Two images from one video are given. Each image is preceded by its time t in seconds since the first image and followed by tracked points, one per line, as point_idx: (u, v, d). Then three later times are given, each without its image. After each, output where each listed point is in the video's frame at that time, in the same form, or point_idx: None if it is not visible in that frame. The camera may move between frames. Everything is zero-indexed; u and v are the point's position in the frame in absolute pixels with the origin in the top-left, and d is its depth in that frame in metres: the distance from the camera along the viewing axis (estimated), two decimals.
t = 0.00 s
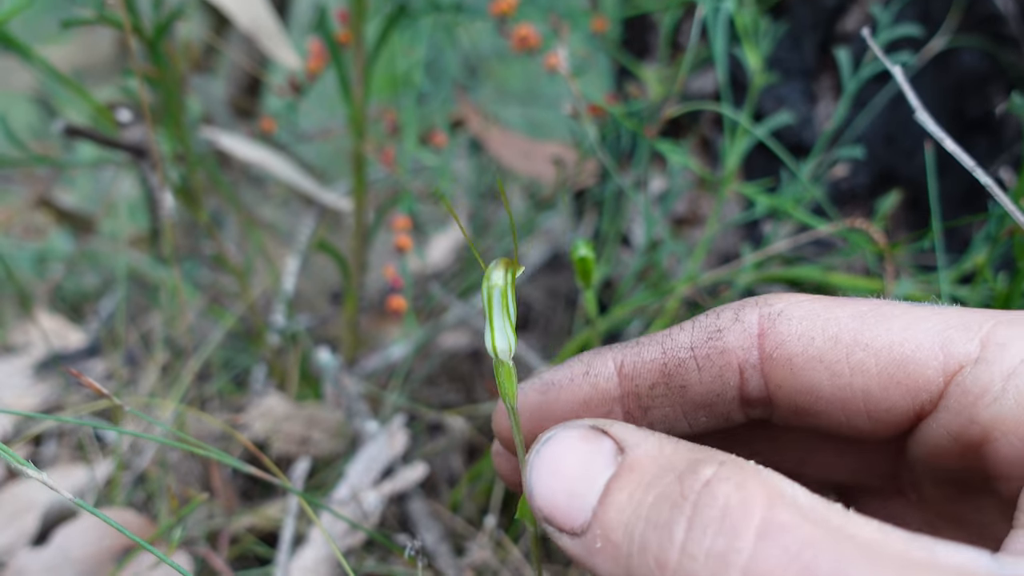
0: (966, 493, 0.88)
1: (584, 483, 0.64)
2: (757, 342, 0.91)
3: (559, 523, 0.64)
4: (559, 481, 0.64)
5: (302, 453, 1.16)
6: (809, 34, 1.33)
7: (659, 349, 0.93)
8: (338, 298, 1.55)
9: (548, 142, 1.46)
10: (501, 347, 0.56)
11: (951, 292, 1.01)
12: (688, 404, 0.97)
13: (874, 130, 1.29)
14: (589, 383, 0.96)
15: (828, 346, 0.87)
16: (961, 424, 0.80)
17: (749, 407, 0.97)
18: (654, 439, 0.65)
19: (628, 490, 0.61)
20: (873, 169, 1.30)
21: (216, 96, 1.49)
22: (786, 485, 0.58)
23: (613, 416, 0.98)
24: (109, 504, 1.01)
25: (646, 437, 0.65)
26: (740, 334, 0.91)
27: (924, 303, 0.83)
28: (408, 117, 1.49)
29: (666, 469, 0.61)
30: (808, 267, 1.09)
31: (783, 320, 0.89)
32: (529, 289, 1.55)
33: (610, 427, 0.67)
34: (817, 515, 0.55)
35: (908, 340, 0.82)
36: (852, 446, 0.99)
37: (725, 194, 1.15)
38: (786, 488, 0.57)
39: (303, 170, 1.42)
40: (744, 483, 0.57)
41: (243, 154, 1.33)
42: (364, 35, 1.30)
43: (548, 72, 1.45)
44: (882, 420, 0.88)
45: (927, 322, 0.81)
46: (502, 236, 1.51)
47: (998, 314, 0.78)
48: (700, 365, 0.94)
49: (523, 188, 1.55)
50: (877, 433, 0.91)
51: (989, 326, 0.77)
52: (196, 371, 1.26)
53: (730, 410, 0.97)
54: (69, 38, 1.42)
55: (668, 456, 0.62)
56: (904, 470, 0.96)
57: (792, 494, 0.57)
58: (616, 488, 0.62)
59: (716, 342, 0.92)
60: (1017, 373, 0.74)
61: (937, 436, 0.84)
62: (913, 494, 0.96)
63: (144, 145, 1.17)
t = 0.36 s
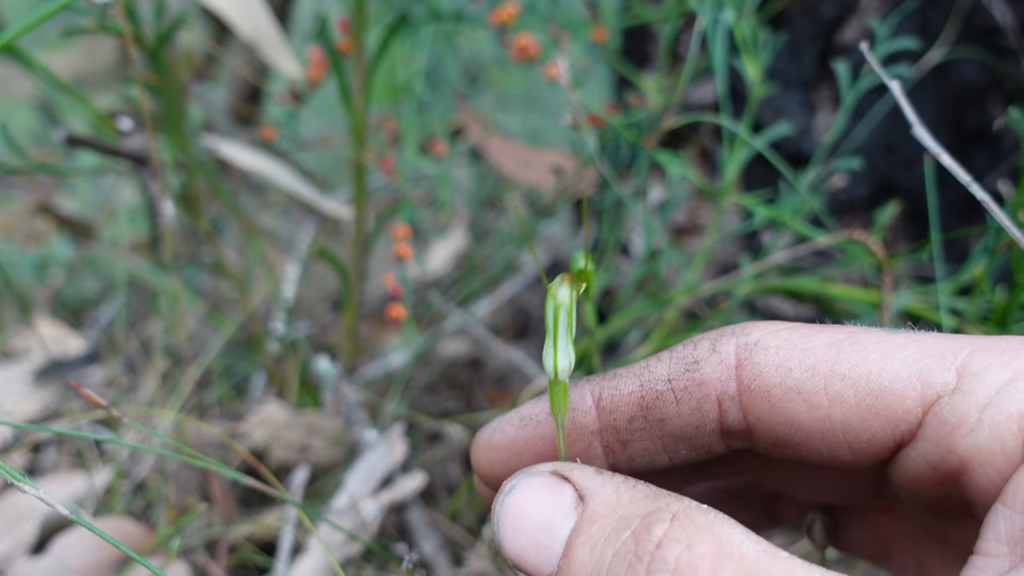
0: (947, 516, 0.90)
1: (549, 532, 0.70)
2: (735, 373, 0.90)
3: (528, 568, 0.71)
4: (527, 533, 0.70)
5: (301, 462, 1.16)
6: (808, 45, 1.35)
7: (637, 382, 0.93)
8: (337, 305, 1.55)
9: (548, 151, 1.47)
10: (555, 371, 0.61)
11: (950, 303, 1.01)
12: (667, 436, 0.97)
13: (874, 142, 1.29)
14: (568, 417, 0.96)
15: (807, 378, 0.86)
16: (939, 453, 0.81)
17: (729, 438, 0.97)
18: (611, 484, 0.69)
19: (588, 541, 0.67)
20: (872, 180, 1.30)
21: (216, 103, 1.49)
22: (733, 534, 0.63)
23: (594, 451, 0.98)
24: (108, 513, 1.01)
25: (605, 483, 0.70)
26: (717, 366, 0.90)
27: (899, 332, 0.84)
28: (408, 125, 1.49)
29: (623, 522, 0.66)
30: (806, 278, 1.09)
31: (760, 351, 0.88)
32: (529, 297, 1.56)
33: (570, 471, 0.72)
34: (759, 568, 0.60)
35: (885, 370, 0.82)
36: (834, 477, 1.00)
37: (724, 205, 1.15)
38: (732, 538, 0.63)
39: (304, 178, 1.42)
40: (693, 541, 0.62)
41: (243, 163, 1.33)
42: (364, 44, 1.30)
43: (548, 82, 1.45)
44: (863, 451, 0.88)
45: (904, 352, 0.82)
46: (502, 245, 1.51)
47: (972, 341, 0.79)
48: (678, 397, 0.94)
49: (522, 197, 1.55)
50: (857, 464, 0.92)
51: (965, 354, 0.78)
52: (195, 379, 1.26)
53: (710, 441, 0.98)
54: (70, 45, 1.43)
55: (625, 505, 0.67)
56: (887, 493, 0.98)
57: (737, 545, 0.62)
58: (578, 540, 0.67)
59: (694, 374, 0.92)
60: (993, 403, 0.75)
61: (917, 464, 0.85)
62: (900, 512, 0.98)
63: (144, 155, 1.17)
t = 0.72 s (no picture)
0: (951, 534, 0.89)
1: (542, 542, 0.69)
2: (732, 394, 0.90)
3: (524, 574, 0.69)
4: (520, 542, 0.69)
5: (296, 467, 1.16)
6: (807, 49, 1.34)
7: (631, 401, 0.92)
8: (334, 309, 1.54)
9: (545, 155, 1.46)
10: (544, 378, 0.63)
11: (949, 309, 1.01)
12: (662, 455, 0.96)
13: (872, 146, 1.29)
14: (560, 433, 0.94)
15: (805, 398, 0.86)
16: (940, 471, 0.80)
17: (725, 459, 0.97)
18: (603, 494, 0.69)
19: (583, 555, 0.66)
20: (870, 184, 1.29)
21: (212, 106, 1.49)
22: (721, 547, 0.63)
23: (586, 467, 0.96)
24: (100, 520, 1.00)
25: (596, 492, 0.70)
26: (715, 386, 0.90)
27: (898, 349, 0.83)
28: (405, 129, 1.49)
29: (617, 535, 0.66)
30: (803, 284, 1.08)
31: (758, 372, 0.88)
32: (525, 301, 1.55)
33: (560, 478, 0.71)
34: None
35: (885, 388, 0.82)
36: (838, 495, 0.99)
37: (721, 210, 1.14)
38: (721, 550, 0.63)
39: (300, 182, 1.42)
40: (685, 557, 0.63)
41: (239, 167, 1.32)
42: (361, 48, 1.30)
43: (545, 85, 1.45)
44: (865, 472, 0.88)
45: (903, 370, 0.82)
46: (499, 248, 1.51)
47: (972, 356, 0.78)
48: (673, 417, 0.94)
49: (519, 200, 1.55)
50: (859, 484, 0.91)
51: (965, 370, 0.78)
52: (189, 384, 1.26)
53: (706, 461, 0.97)
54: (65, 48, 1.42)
55: (616, 518, 0.67)
56: (890, 510, 0.97)
57: (725, 558, 0.62)
58: (574, 551, 0.67)
59: (690, 394, 0.92)
60: (994, 416, 0.75)
61: (920, 483, 0.84)
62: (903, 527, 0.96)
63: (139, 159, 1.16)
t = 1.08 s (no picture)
0: (940, 533, 0.88)
1: (536, 542, 0.69)
2: (729, 392, 0.90)
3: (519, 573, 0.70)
4: (514, 543, 0.69)
5: (291, 472, 1.15)
6: (803, 52, 1.34)
7: (631, 401, 0.92)
8: (329, 311, 1.54)
9: (541, 158, 1.47)
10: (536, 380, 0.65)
11: (945, 312, 1.01)
12: (662, 454, 0.96)
13: (868, 149, 1.28)
14: (562, 435, 0.94)
15: (800, 396, 0.86)
16: (929, 468, 0.80)
17: (724, 457, 0.97)
18: (595, 494, 0.69)
19: (578, 554, 0.67)
20: (867, 187, 1.29)
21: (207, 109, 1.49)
22: (710, 545, 0.63)
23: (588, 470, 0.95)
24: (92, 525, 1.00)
25: (587, 492, 0.70)
26: (712, 385, 0.90)
27: (892, 349, 0.83)
28: (401, 132, 1.49)
29: (608, 535, 0.66)
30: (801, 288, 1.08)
31: (755, 370, 0.88)
32: (522, 303, 1.55)
33: (552, 479, 0.72)
34: None
35: (877, 385, 0.82)
36: (833, 496, 0.98)
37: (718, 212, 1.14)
38: (709, 548, 0.63)
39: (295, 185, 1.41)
40: (675, 556, 0.62)
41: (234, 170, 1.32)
42: (356, 50, 1.29)
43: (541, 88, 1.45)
44: (859, 470, 0.87)
45: (895, 369, 0.81)
46: (495, 251, 1.51)
47: (963, 356, 0.77)
48: (672, 416, 0.93)
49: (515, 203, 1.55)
50: (853, 482, 0.90)
51: (956, 369, 0.77)
52: (183, 387, 1.25)
53: (705, 459, 0.97)
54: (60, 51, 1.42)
55: (609, 517, 0.67)
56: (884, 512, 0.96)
57: (713, 555, 0.62)
58: (567, 552, 0.67)
59: (688, 393, 0.92)
60: (981, 416, 0.73)
61: (909, 480, 0.83)
62: (897, 531, 0.95)
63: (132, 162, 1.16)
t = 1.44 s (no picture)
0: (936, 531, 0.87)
1: (540, 529, 0.69)
2: (724, 389, 0.90)
3: (521, 562, 0.70)
4: (517, 528, 0.69)
5: (289, 473, 1.15)
6: (802, 50, 1.34)
7: (628, 400, 0.92)
8: (327, 312, 1.53)
9: (539, 156, 1.46)
10: (546, 364, 0.64)
11: (945, 311, 1.00)
12: (658, 451, 0.96)
13: (868, 148, 1.28)
14: (559, 433, 0.93)
15: (794, 391, 0.86)
16: (921, 460, 0.79)
17: (719, 455, 0.96)
18: (601, 484, 0.69)
19: (584, 542, 0.67)
20: (867, 184, 1.29)
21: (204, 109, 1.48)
22: (714, 533, 0.64)
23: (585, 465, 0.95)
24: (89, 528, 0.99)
25: (593, 481, 0.70)
26: (707, 382, 0.90)
27: (884, 344, 0.83)
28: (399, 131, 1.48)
29: (614, 522, 0.66)
30: (800, 287, 1.07)
31: (748, 368, 0.88)
32: (521, 303, 1.54)
33: (558, 467, 0.71)
34: (740, 566, 0.62)
35: (869, 379, 0.81)
36: (830, 495, 0.98)
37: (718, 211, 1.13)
38: (714, 536, 0.64)
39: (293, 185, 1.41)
40: (681, 542, 0.63)
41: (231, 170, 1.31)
42: (353, 49, 1.29)
43: (539, 86, 1.44)
44: (852, 464, 0.87)
45: (887, 363, 0.81)
46: (494, 251, 1.50)
47: (954, 348, 0.77)
48: (667, 413, 0.93)
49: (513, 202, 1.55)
50: (848, 479, 0.89)
51: (946, 361, 0.77)
52: (181, 389, 1.25)
53: (700, 458, 0.96)
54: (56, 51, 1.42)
55: (616, 505, 0.68)
56: (880, 510, 0.96)
57: (718, 543, 0.63)
58: (572, 538, 0.67)
59: (683, 390, 0.91)
60: (972, 405, 0.72)
61: (904, 474, 0.82)
62: (893, 529, 0.95)
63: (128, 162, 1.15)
